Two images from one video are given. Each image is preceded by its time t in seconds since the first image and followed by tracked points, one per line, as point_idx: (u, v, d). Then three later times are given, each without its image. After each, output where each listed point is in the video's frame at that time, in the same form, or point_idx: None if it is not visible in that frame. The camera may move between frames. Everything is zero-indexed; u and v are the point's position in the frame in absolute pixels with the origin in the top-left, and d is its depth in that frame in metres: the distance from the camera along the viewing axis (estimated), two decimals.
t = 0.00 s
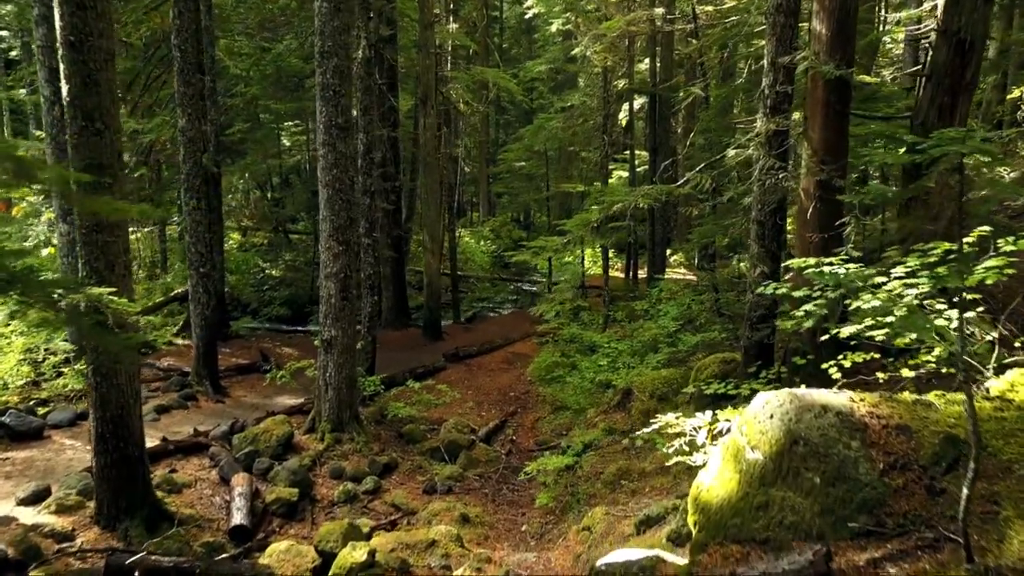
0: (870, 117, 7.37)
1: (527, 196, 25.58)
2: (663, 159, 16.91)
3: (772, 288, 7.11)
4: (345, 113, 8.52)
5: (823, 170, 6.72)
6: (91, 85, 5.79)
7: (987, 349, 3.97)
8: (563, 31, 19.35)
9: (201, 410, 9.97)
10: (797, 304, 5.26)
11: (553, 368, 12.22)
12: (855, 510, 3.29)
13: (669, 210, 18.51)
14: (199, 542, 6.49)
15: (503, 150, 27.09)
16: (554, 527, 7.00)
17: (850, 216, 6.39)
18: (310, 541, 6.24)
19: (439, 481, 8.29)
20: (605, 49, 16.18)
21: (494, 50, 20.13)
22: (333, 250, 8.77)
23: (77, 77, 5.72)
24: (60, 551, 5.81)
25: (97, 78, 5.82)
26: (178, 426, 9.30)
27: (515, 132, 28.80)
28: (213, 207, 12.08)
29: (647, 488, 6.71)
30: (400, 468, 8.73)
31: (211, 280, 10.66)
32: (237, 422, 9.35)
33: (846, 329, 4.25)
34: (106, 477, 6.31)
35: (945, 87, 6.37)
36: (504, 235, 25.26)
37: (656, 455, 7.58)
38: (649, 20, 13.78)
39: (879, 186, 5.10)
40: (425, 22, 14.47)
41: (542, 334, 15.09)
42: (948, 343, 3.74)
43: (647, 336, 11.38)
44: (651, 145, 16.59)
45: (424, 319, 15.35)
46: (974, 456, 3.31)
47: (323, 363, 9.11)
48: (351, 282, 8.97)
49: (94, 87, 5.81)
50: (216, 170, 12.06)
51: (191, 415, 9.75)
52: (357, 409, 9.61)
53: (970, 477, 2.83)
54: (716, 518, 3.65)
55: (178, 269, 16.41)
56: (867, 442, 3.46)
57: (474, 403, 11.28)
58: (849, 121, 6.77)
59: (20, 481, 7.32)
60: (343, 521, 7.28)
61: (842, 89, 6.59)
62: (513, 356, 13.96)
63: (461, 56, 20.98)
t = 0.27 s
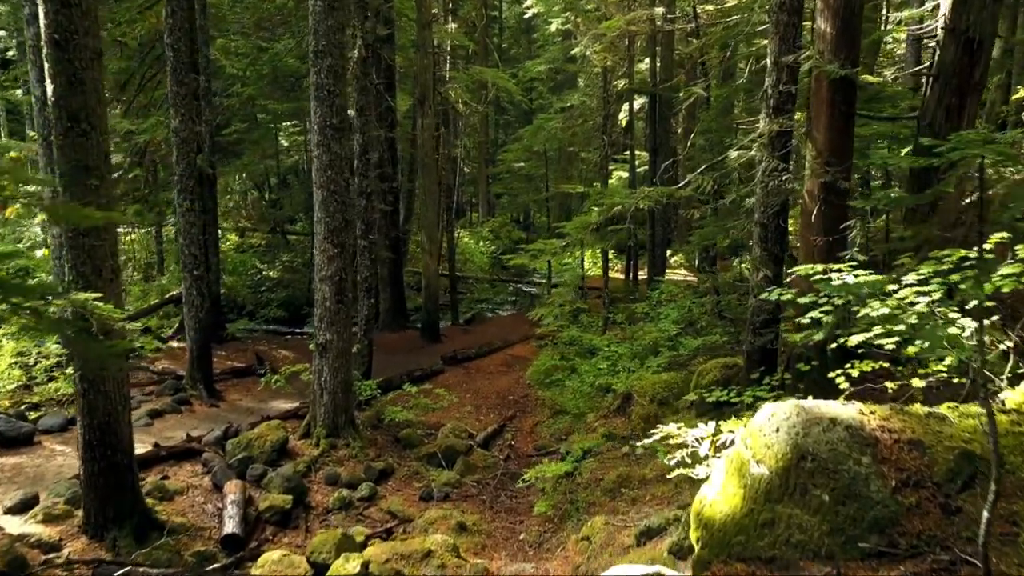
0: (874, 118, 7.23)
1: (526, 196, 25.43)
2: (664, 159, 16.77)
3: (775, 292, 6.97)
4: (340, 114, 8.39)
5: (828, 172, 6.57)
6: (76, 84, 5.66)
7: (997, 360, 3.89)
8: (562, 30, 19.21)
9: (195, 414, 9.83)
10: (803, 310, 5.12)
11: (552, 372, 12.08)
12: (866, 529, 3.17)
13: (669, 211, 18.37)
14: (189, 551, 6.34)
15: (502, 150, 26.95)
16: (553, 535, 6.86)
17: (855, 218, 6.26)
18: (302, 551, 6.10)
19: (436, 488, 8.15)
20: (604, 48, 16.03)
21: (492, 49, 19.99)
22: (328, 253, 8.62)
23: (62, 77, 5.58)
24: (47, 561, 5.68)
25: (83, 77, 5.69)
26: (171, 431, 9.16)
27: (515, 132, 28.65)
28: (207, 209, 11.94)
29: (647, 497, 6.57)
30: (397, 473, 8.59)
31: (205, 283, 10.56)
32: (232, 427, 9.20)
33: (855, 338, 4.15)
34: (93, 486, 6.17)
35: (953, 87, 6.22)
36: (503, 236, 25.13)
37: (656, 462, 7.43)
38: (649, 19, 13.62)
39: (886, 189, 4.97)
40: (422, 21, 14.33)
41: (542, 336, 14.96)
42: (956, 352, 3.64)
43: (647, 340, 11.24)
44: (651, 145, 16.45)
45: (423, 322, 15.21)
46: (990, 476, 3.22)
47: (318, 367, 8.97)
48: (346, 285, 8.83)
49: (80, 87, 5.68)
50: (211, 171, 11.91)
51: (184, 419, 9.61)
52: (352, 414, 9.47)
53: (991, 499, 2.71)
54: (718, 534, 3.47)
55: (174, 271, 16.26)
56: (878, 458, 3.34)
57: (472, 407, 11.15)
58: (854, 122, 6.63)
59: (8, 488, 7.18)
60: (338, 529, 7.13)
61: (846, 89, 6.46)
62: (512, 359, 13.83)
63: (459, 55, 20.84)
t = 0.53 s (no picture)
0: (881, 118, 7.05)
1: (525, 197, 25.24)
2: (664, 160, 16.59)
3: (779, 298, 6.79)
4: (333, 115, 8.21)
5: (833, 173, 6.38)
6: (58, 84, 5.46)
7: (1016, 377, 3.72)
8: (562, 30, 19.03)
9: (186, 421, 9.64)
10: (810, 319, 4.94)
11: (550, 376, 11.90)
12: (880, 554, 2.97)
13: (670, 213, 18.18)
14: (176, 566, 6.15)
15: (501, 150, 26.77)
16: (551, 547, 6.67)
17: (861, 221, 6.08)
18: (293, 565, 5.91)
19: (431, 497, 7.96)
20: (604, 48, 15.85)
21: (491, 49, 19.82)
22: (321, 256, 8.43)
23: (43, 76, 5.39)
24: None
25: (65, 76, 5.49)
26: (162, 438, 8.96)
27: (514, 133, 28.48)
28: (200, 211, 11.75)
29: (648, 508, 6.38)
30: (392, 482, 8.40)
31: (197, 286, 10.34)
32: (224, 434, 9.01)
33: (868, 346, 4.01)
34: (77, 498, 5.98)
35: (962, 86, 6.05)
36: (502, 237, 24.94)
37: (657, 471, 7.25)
38: (649, 18, 13.44)
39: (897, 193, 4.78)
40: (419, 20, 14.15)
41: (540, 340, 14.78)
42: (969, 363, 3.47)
43: (647, 344, 11.06)
44: (651, 146, 16.27)
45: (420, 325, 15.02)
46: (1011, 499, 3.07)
47: (311, 373, 8.78)
48: (340, 289, 8.64)
49: (62, 87, 5.48)
50: (204, 173, 11.71)
51: (175, 426, 9.41)
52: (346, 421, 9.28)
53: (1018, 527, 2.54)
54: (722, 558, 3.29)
55: (168, 273, 16.06)
56: (893, 479, 3.16)
57: (470, 413, 10.97)
58: (860, 122, 6.44)
59: None
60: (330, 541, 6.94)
61: (852, 89, 6.27)
62: (510, 362, 13.65)
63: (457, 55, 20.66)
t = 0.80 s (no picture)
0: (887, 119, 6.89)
1: (525, 198, 25.10)
2: (664, 161, 16.46)
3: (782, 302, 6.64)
4: (327, 115, 8.07)
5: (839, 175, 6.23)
6: (42, 83, 5.32)
7: None
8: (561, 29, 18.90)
9: (179, 426, 9.49)
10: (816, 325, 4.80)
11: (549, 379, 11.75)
12: None
13: (670, 214, 18.04)
14: None
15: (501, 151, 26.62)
16: (549, 556, 6.53)
17: (866, 223, 5.94)
18: None
19: (428, 504, 7.81)
20: (603, 47, 15.72)
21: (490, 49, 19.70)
22: (316, 258, 8.29)
23: (26, 75, 5.25)
24: None
25: (49, 75, 5.35)
26: (153, 443, 8.82)
27: (513, 133, 28.35)
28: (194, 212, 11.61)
29: (648, 517, 6.24)
30: (387, 488, 8.26)
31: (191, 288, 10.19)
32: (217, 439, 8.86)
33: (878, 355, 3.88)
34: (64, 507, 5.84)
35: (971, 86, 5.90)
36: (501, 238, 24.80)
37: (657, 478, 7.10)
38: (649, 17, 13.31)
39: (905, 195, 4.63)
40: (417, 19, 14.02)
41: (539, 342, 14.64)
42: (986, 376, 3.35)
43: (648, 347, 10.92)
44: (652, 146, 16.14)
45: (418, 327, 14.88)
46: None
47: (305, 377, 8.63)
48: (335, 292, 8.50)
49: (46, 86, 5.34)
50: (199, 173, 11.56)
51: (168, 431, 9.27)
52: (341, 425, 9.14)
53: None
54: None
55: (164, 274, 15.91)
56: (906, 497, 3.02)
57: (468, 417, 10.82)
58: (865, 123, 6.30)
59: None
60: (324, 550, 6.80)
61: (857, 88, 6.15)
62: (509, 365, 13.50)
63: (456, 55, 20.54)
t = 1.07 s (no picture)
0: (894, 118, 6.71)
1: (524, 199, 24.90)
2: (664, 161, 16.27)
3: (786, 307, 6.46)
4: (320, 115, 7.88)
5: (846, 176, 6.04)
6: (21, 81, 5.13)
7: None
8: (560, 29, 18.71)
9: (170, 432, 9.31)
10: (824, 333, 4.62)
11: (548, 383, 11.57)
12: None
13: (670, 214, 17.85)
14: None
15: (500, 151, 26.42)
16: (547, 568, 6.34)
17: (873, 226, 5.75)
18: None
19: (423, 513, 7.62)
20: (603, 46, 15.53)
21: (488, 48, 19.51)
22: (309, 261, 8.11)
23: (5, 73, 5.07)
24: None
25: (29, 74, 5.16)
26: (144, 450, 8.63)
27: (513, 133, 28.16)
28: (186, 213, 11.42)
29: (649, 529, 6.06)
30: (382, 496, 8.07)
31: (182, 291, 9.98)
32: (209, 446, 8.67)
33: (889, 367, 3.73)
34: (46, 520, 5.66)
35: (982, 85, 5.72)
36: (500, 239, 24.60)
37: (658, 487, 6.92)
38: (650, 16, 13.13)
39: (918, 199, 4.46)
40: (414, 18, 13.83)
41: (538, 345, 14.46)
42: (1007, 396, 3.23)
43: (648, 351, 10.74)
44: (652, 146, 15.96)
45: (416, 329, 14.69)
46: None
47: (298, 383, 8.45)
48: (328, 296, 8.32)
49: (25, 84, 5.15)
50: (192, 174, 11.37)
51: (159, 437, 9.08)
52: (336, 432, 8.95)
53: None
54: None
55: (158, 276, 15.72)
56: (925, 520, 2.89)
57: (465, 422, 10.64)
58: (873, 123, 6.12)
59: None
60: (316, 562, 6.61)
61: (864, 87, 5.97)
62: (507, 368, 13.32)
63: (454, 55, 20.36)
